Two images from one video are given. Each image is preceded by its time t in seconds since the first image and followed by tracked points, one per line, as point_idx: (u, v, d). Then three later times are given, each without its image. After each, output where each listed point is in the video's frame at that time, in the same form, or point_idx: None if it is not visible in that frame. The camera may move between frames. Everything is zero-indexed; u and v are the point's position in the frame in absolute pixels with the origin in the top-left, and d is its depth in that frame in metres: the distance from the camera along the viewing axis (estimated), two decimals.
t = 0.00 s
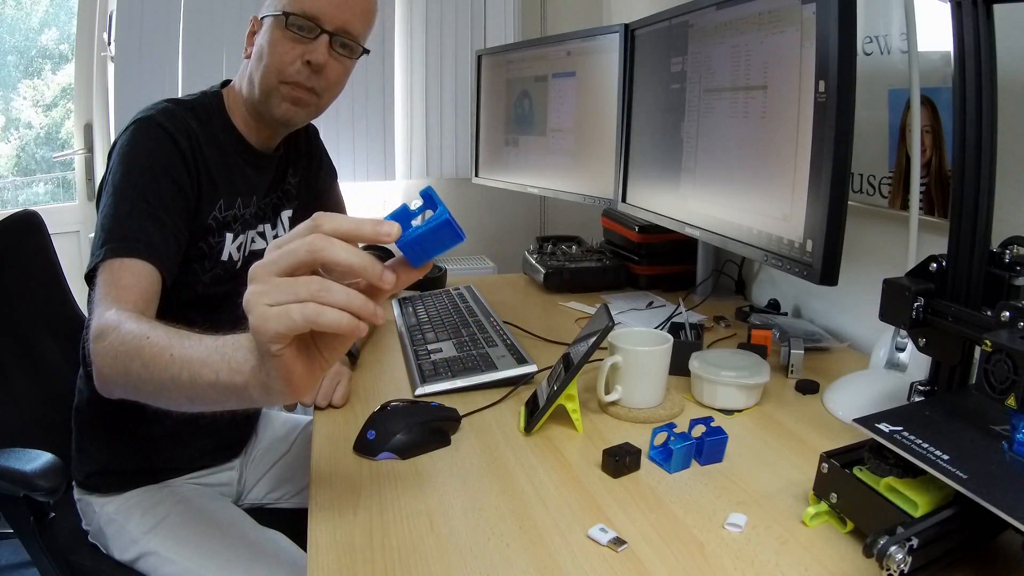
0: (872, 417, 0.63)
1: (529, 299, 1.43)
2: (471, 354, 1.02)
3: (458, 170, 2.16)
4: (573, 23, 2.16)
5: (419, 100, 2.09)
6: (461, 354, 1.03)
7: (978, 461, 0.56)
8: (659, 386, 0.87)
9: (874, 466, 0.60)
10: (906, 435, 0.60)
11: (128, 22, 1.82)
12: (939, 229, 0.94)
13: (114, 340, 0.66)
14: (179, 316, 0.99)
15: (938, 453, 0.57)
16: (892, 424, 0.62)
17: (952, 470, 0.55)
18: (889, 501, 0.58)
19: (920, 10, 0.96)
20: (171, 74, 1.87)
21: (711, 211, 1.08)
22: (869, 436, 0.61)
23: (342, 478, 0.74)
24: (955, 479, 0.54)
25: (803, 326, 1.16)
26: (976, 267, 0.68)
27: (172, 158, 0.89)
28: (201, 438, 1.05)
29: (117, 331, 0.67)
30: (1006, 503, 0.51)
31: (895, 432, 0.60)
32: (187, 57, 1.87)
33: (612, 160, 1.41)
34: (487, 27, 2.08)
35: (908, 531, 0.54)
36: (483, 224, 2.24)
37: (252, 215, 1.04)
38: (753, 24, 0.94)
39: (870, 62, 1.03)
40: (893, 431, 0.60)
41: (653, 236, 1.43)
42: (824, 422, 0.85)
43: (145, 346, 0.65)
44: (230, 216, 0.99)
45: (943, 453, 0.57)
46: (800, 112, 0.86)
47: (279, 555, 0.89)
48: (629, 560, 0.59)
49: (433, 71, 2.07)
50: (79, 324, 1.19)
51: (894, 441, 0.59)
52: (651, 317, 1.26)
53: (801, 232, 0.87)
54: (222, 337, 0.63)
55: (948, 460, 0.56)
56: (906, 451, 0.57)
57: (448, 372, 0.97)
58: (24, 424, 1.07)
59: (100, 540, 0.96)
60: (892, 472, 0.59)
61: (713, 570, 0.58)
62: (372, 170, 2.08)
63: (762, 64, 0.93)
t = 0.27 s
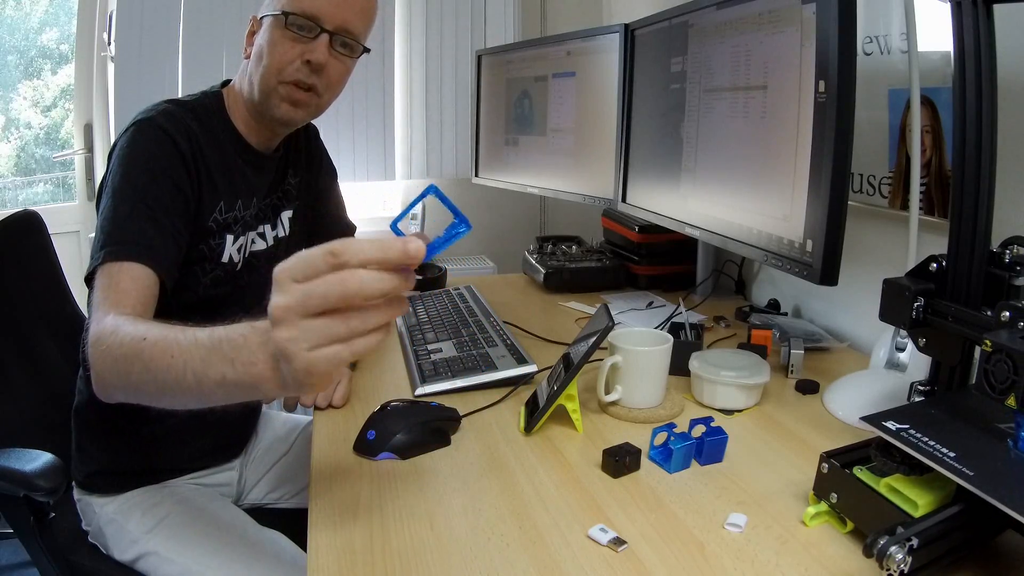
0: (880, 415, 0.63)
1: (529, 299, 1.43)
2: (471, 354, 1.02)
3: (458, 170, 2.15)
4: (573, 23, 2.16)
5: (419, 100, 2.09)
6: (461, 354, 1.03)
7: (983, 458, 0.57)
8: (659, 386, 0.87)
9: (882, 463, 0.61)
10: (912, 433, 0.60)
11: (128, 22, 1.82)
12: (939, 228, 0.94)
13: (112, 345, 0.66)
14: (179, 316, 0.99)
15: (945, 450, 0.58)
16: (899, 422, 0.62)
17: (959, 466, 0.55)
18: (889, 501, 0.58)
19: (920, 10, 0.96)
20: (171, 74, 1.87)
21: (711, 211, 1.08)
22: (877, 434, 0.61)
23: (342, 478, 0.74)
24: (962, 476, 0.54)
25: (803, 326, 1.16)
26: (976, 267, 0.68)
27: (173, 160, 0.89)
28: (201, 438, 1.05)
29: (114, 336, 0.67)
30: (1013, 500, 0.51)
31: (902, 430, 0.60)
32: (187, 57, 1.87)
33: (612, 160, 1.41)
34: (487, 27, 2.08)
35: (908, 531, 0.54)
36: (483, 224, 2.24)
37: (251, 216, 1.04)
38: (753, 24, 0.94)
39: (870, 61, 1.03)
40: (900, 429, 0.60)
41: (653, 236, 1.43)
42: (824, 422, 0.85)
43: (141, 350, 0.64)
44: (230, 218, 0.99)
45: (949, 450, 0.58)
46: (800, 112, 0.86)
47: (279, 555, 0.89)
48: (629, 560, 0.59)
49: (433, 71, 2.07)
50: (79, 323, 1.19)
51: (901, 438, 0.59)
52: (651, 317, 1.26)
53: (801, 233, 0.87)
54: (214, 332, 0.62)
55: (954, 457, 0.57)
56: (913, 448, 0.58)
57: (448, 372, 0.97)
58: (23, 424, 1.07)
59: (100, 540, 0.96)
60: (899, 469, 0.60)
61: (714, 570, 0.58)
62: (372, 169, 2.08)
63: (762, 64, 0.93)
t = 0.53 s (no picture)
0: (887, 413, 0.64)
1: (529, 299, 1.43)
2: (471, 354, 1.02)
3: (457, 170, 2.15)
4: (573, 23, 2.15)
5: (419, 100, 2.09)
6: (461, 354, 1.03)
7: (990, 455, 0.57)
8: (659, 386, 0.87)
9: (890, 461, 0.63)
10: (919, 430, 0.61)
11: (128, 22, 1.82)
12: (939, 228, 0.94)
13: (105, 351, 0.66)
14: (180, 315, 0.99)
15: (951, 448, 0.58)
16: (906, 419, 0.63)
17: (965, 463, 0.56)
18: (889, 501, 0.58)
19: (920, 10, 0.95)
20: (171, 74, 1.87)
21: (711, 211, 1.08)
22: (884, 432, 0.62)
23: (343, 478, 0.74)
24: (969, 473, 0.55)
25: (803, 326, 1.16)
26: (976, 267, 0.68)
27: (172, 160, 0.89)
28: (201, 438, 1.05)
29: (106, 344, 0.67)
30: (1019, 497, 0.51)
31: (909, 429, 0.61)
32: (187, 57, 1.87)
33: (612, 161, 1.41)
34: (487, 27, 2.08)
35: (908, 531, 0.54)
36: (483, 224, 2.24)
37: (251, 217, 1.04)
38: (753, 24, 0.94)
39: (870, 62, 1.03)
40: (907, 428, 0.61)
41: (653, 236, 1.43)
42: (824, 422, 0.85)
43: (134, 356, 0.65)
44: (229, 219, 0.99)
45: (955, 447, 0.58)
46: (800, 112, 0.86)
47: (279, 555, 0.89)
48: (629, 560, 0.59)
49: (433, 71, 2.07)
50: (79, 323, 1.19)
51: (908, 436, 0.60)
52: (651, 317, 1.26)
53: (801, 233, 0.87)
54: (201, 330, 0.62)
55: (961, 454, 0.57)
56: (920, 446, 0.59)
57: (448, 372, 0.97)
58: (23, 424, 1.07)
59: (100, 541, 0.96)
60: (906, 467, 0.62)
61: (713, 570, 0.58)
62: (372, 170, 2.08)
63: (761, 64, 0.93)
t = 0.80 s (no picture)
0: (890, 412, 0.64)
1: (529, 299, 1.43)
2: (471, 354, 1.02)
3: (457, 170, 2.15)
4: (573, 23, 2.15)
5: (419, 100, 2.09)
6: (461, 354, 1.03)
7: (992, 455, 0.57)
8: (659, 386, 0.87)
9: (892, 459, 0.64)
10: (921, 430, 0.61)
11: (128, 22, 1.82)
12: (939, 229, 0.94)
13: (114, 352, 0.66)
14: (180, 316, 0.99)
15: (952, 447, 0.58)
16: (908, 419, 0.63)
17: (968, 462, 0.56)
18: (889, 501, 0.59)
19: (920, 10, 0.95)
20: (171, 74, 1.87)
21: (711, 211, 1.08)
22: (886, 431, 0.62)
23: (343, 477, 0.74)
24: (971, 472, 0.55)
25: (803, 326, 1.16)
26: (976, 267, 0.68)
27: (170, 162, 0.89)
28: (201, 438, 1.05)
29: (113, 346, 0.67)
30: (1021, 496, 0.51)
31: (911, 428, 0.61)
32: (187, 58, 1.87)
33: (613, 161, 1.41)
34: (487, 27, 2.08)
35: (908, 531, 0.54)
36: (483, 224, 2.24)
37: (250, 218, 1.04)
38: (753, 24, 0.94)
39: (870, 62, 1.03)
40: (910, 427, 0.61)
41: (654, 236, 1.43)
42: (824, 422, 0.85)
43: (144, 359, 0.64)
44: (228, 221, 0.99)
45: (957, 446, 0.58)
46: (800, 112, 0.86)
47: (279, 555, 0.89)
48: (629, 560, 0.59)
49: (433, 71, 2.07)
50: (79, 324, 1.19)
51: (910, 435, 0.60)
52: (651, 317, 1.26)
53: (801, 232, 0.87)
54: (217, 339, 0.63)
55: (963, 453, 0.57)
56: (922, 445, 0.59)
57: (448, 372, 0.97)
58: (23, 424, 1.07)
59: (100, 541, 0.96)
60: (907, 466, 0.62)
61: (713, 570, 0.58)
62: (372, 170, 2.08)
63: (761, 64, 0.93)
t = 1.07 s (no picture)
0: (890, 412, 0.64)
1: (529, 299, 1.43)
2: (471, 354, 1.02)
3: (457, 170, 2.15)
4: (573, 22, 2.15)
5: (420, 100, 2.09)
6: (461, 354, 1.03)
7: (992, 454, 0.57)
8: (659, 386, 0.87)
9: (892, 460, 0.64)
10: (921, 430, 0.61)
11: (128, 23, 1.82)
12: (939, 228, 0.94)
13: (139, 379, 0.73)
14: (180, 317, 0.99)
15: (953, 447, 0.58)
16: (908, 419, 0.63)
17: (968, 462, 0.56)
18: (889, 501, 0.59)
19: (920, 10, 0.95)
20: (171, 74, 1.87)
21: (711, 211, 1.08)
22: (886, 431, 0.62)
23: (344, 477, 0.74)
24: (972, 472, 0.55)
25: (803, 326, 1.16)
26: (976, 267, 0.68)
27: (170, 168, 0.89)
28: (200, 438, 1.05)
29: (137, 369, 0.73)
30: (1021, 496, 0.51)
31: (912, 428, 0.61)
32: (187, 58, 1.87)
33: (613, 161, 1.41)
34: (487, 27, 2.08)
35: (908, 531, 0.54)
36: (483, 224, 2.24)
37: (251, 221, 1.04)
38: (753, 25, 0.94)
39: (870, 62, 1.03)
40: (910, 427, 0.61)
41: (653, 236, 1.43)
42: (824, 422, 0.85)
43: (172, 393, 0.72)
44: (229, 225, 0.99)
45: (958, 446, 0.58)
46: (800, 112, 0.86)
47: (279, 554, 0.89)
48: (629, 560, 0.59)
49: (433, 71, 2.07)
50: (79, 324, 1.19)
51: (910, 434, 0.60)
52: (651, 317, 1.26)
53: (801, 233, 0.87)
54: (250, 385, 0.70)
55: (963, 453, 0.57)
56: (923, 446, 0.59)
57: (448, 372, 0.97)
58: (23, 424, 1.07)
59: (100, 541, 0.96)
60: (907, 466, 0.62)
61: (713, 570, 0.58)
62: (372, 170, 2.08)
63: (761, 64, 0.93)
